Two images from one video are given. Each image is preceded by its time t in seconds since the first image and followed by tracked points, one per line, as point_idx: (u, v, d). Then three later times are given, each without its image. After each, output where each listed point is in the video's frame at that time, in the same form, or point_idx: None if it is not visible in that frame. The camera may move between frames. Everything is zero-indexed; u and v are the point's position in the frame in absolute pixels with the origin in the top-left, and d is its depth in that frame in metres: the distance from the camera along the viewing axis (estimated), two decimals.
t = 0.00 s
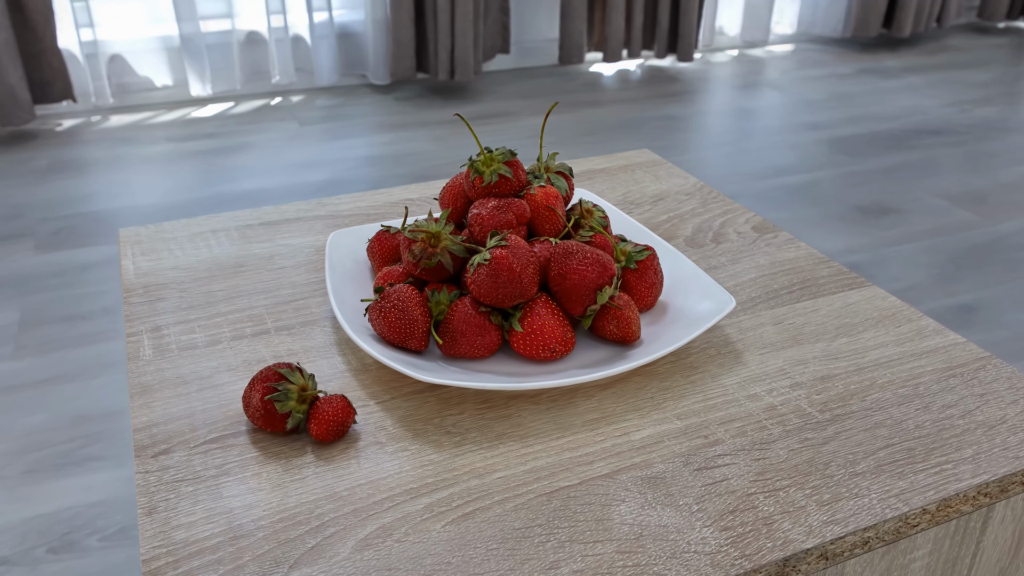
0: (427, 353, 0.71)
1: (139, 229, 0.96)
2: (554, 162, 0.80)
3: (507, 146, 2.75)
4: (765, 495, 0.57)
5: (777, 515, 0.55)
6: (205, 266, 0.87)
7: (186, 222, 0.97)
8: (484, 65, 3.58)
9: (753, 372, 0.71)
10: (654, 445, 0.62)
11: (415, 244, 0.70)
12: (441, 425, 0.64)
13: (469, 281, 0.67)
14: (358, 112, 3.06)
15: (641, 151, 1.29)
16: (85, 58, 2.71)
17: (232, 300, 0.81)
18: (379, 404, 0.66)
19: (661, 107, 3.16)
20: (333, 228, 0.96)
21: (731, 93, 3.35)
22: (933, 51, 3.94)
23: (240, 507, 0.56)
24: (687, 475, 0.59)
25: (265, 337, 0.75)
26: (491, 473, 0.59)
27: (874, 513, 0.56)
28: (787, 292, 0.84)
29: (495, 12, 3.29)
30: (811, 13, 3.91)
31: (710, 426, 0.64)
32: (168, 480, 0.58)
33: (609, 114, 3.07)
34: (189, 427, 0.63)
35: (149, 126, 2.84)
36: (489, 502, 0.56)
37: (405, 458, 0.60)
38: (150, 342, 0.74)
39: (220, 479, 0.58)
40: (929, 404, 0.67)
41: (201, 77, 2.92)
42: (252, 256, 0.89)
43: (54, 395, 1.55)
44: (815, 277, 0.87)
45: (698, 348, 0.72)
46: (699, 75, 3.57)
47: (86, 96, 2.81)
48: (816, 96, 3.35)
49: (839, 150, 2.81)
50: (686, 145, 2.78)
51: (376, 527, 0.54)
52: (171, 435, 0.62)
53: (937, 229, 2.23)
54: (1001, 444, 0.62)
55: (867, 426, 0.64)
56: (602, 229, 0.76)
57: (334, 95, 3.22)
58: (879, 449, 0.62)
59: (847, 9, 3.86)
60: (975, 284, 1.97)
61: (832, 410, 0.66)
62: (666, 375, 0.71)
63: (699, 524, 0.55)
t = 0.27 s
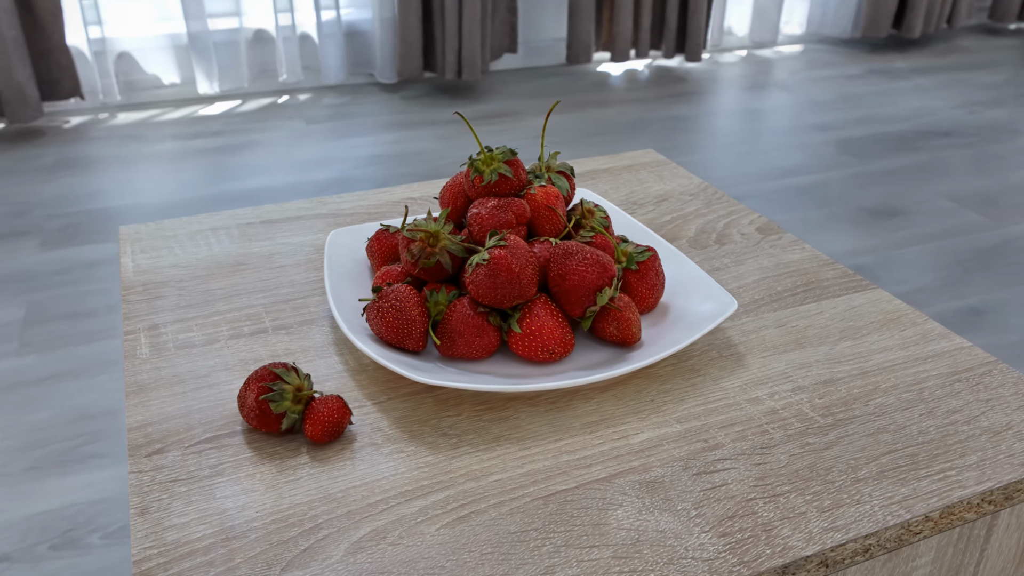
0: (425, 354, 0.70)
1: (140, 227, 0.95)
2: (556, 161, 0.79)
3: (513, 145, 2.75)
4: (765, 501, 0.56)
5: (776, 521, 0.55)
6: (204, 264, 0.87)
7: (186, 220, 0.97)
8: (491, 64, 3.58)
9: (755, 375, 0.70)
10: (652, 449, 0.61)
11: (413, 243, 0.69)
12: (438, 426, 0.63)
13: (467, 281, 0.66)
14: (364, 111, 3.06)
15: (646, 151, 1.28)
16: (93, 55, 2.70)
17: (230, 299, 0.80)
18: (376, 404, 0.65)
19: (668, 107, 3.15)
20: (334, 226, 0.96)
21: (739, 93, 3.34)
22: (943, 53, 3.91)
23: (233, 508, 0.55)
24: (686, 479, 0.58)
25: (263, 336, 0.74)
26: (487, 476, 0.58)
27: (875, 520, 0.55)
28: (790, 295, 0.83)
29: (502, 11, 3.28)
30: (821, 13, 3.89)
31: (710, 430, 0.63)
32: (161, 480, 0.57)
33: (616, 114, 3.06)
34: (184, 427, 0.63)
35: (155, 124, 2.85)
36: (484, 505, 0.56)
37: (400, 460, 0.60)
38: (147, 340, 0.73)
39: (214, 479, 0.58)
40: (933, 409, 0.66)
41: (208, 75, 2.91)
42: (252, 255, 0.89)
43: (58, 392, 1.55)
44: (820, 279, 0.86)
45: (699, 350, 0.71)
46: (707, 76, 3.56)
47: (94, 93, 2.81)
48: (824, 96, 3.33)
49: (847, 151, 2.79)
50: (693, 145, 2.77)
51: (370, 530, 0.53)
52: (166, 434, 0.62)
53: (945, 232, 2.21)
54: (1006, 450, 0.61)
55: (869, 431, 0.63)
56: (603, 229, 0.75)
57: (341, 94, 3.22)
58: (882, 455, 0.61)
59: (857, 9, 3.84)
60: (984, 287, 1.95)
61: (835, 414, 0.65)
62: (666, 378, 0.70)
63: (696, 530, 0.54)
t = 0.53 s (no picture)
0: (422, 354, 0.69)
1: (140, 224, 0.95)
2: (557, 160, 0.78)
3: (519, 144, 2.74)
4: (765, 507, 0.55)
5: (776, 528, 0.54)
6: (203, 262, 0.86)
7: (186, 218, 0.97)
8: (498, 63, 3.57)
9: (757, 378, 0.69)
10: (651, 452, 0.60)
11: (412, 242, 0.68)
12: (435, 428, 0.62)
13: (465, 281, 0.65)
14: (371, 110, 3.05)
15: (651, 151, 1.27)
16: (101, 53, 2.71)
17: (228, 297, 0.80)
18: (372, 405, 0.65)
19: (675, 107, 3.13)
20: (335, 224, 0.95)
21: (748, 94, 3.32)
22: (953, 54, 3.89)
23: (226, 510, 0.55)
24: (684, 484, 0.57)
25: (260, 335, 0.73)
26: (483, 479, 0.57)
27: (878, 528, 0.54)
28: (794, 297, 0.82)
29: (510, 10, 3.27)
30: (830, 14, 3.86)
31: (710, 434, 0.62)
32: (154, 480, 0.57)
33: (623, 114, 3.04)
34: (178, 427, 0.62)
35: (162, 122, 2.85)
36: (479, 508, 0.55)
37: (396, 462, 0.59)
38: (144, 339, 0.73)
39: (207, 480, 0.57)
40: (937, 415, 0.65)
41: (216, 72, 2.91)
42: (251, 253, 0.88)
43: (61, 389, 1.55)
44: (824, 281, 0.85)
45: (700, 353, 0.71)
46: (715, 76, 3.54)
47: (102, 90, 2.82)
48: (834, 97, 3.31)
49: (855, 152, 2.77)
50: (700, 145, 2.76)
51: (363, 533, 0.53)
52: (160, 434, 0.61)
53: (954, 234, 2.19)
54: (1011, 457, 0.60)
55: (873, 436, 0.62)
56: (605, 228, 0.74)
57: (348, 92, 3.22)
58: (885, 460, 0.60)
59: (866, 10, 3.81)
60: (992, 290, 1.94)
61: (838, 419, 0.64)
62: (667, 380, 0.69)
63: (694, 536, 0.53)
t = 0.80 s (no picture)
0: (420, 355, 0.69)
1: (140, 222, 0.94)
2: (559, 160, 0.78)
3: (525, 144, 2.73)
4: (765, 513, 0.54)
5: (776, 535, 0.53)
6: (202, 260, 0.86)
7: (186, 216, 0.96)
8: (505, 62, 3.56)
9: (759, 381, 0.68)
10: (650, 456, 0.60)
11: (411, 242, 0.68)
12: (431, 430, 0.62)
13: (464, 281, 0.65)
14: (378, 109, 3.05)
15: (655, 151, 1.26)
16: (109, 50, 2.71)
17: (226, 296, 0.79)
18: (369, 406, 0.64)
19: (683, 107, 3.12)
20: (335, 223, 0.94)
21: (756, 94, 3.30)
22: (964, 55, 3.86)
23: (219, 511, 0.54)
24: (684, 489, 0.56)
25: (257, 334, 0.73)
26: (479, 482, 0.57)
27: (880, 535, 0.53)
28: (798, 299, 0.81)
29: (517, 9, 3.26)
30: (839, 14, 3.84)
31: (710, 438, 0.62)
32: (146, 480, 0.56)
33: (630, 114, 3.03)
34: (172, 426, 0.61)
35: (169, 119, 2.85)
36: (475, 512, 0.54)
37: (391, 464, 0.58)
38: (140, 337, 0.72)
39: (200, 480, 0.56)
40: (943, 421, 0.64)
41: (223, 70, 2.91)
42: (250, 251, 0.88)
43: (65, 386, 1.55)
44: (829, 284, 0.84)
45: (701, 356, 0.70)
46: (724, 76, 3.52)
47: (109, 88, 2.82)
48: (842, 98, 3.29)
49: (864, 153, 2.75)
50: (707, 146, 2.74)
51: (356, 536, 0.52)
52: (154, 433, 0.61)
53: (963, 236, 2.17)
54: (1017, 465, 0.59)
55: (876, 442, 0.61)
56: (607, 228, 0.73)
57: (355, 91, 3.22)
58: (888, 467, 0.59)
59: (876, 10, 3.79)
60: (1001, 293, 1.92)
61: (840, 424, 0.63)
62: (667, 383, 0.68)
63: (693, 543, 0.52)
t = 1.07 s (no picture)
0: (418, 356, 0.68)
1: (139, 219, 0.94)
2: (560, 159, 0.77)
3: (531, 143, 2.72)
4: (766, 520, 0.53)
5: (777, 542, 0.52)
6: (201, 258, 0.85)
7: (186, 213, 0.95)
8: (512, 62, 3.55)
9: (761, 385, 0.67)
10: (650, 461, 0.59)
11: (409, 241, 0.67)
12: (427, 432, 0.61)
13: (462, 282, 0.64)
14: (384, 107, 3.04)
15: (660, 151, 1.25)
16: (117, 47, 2.71)
17: (224, 295, 0.78)
18: (365, 407, 0.63)
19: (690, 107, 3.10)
20: (336, 222, 0.94)
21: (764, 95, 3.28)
22: (974, 56, 3.83)
23: (211, 513, 0.53)
24: (683, 495, 0.55)
25: (254, 333, 0.72)
26: (475, 486, 0.56)
27: (883, 544, 0.52)
28: (803, 301, 0.80)
29: (525, 8, 3.25)
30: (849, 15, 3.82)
31: (711, 442, 0.61)
32: (138, 481, 0.56)
33: (638, 114, 3.02)
34: (166, 426, 0.61)
35: (176, 117, 2.85)
36: (470, 516, 0.53)
37: (386, 466, 0.57)
38: (137, 335, 0.72)
39: (192, 481, 0.56)
40: (949, 427, 0.63)
41: (230, 68, 2.90)
42: (249, 250, 0.87)
43: (68, 382, 1.54)
44: (834, 286, 0.83)
45: (702, 359, 0.69)
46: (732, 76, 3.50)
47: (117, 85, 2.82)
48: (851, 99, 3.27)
49: (872, 154, 2.73)
50: (714, 146, 2.73)
51: (349, 540, 0.51)
52: (147, 433, 0.60)
53: (972, 239, 2.15)
54: None
55: (880, 447, 0.60)
56: (608, 228, 0.72)
57: (362, 89, 3.21)
58: (892, 473, 0.58)
59: (886, 11, 3.76)
60: (1010, 296, 1.90)
61: (844, 430, 0.62)
62: (668, 386, 0.67)
63: (692, 550, 0.51)
